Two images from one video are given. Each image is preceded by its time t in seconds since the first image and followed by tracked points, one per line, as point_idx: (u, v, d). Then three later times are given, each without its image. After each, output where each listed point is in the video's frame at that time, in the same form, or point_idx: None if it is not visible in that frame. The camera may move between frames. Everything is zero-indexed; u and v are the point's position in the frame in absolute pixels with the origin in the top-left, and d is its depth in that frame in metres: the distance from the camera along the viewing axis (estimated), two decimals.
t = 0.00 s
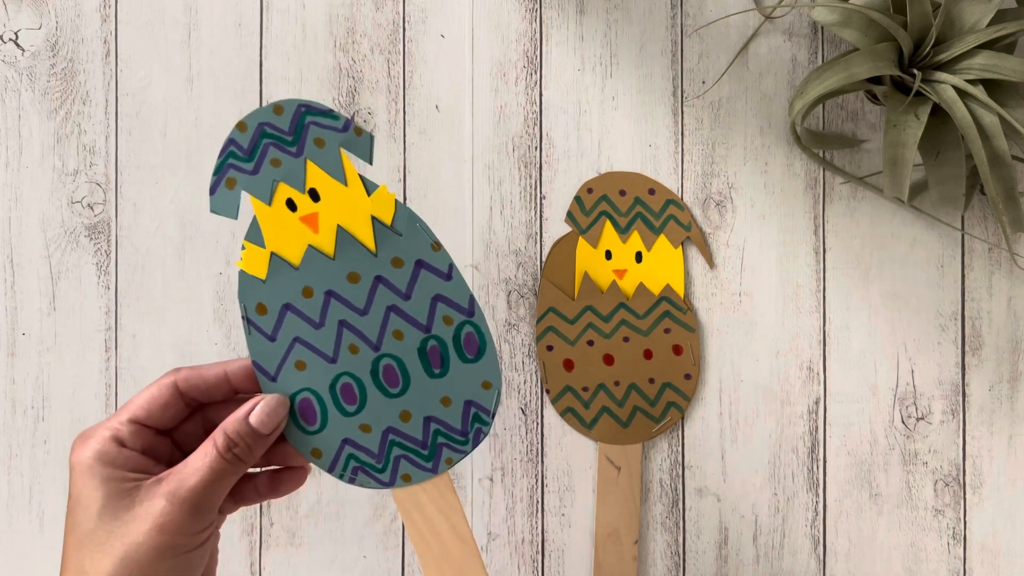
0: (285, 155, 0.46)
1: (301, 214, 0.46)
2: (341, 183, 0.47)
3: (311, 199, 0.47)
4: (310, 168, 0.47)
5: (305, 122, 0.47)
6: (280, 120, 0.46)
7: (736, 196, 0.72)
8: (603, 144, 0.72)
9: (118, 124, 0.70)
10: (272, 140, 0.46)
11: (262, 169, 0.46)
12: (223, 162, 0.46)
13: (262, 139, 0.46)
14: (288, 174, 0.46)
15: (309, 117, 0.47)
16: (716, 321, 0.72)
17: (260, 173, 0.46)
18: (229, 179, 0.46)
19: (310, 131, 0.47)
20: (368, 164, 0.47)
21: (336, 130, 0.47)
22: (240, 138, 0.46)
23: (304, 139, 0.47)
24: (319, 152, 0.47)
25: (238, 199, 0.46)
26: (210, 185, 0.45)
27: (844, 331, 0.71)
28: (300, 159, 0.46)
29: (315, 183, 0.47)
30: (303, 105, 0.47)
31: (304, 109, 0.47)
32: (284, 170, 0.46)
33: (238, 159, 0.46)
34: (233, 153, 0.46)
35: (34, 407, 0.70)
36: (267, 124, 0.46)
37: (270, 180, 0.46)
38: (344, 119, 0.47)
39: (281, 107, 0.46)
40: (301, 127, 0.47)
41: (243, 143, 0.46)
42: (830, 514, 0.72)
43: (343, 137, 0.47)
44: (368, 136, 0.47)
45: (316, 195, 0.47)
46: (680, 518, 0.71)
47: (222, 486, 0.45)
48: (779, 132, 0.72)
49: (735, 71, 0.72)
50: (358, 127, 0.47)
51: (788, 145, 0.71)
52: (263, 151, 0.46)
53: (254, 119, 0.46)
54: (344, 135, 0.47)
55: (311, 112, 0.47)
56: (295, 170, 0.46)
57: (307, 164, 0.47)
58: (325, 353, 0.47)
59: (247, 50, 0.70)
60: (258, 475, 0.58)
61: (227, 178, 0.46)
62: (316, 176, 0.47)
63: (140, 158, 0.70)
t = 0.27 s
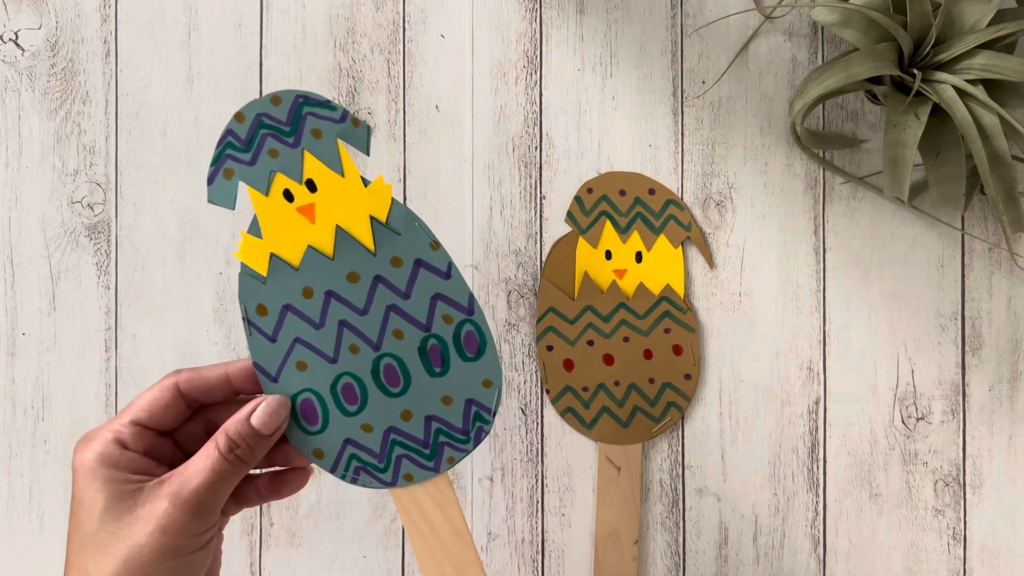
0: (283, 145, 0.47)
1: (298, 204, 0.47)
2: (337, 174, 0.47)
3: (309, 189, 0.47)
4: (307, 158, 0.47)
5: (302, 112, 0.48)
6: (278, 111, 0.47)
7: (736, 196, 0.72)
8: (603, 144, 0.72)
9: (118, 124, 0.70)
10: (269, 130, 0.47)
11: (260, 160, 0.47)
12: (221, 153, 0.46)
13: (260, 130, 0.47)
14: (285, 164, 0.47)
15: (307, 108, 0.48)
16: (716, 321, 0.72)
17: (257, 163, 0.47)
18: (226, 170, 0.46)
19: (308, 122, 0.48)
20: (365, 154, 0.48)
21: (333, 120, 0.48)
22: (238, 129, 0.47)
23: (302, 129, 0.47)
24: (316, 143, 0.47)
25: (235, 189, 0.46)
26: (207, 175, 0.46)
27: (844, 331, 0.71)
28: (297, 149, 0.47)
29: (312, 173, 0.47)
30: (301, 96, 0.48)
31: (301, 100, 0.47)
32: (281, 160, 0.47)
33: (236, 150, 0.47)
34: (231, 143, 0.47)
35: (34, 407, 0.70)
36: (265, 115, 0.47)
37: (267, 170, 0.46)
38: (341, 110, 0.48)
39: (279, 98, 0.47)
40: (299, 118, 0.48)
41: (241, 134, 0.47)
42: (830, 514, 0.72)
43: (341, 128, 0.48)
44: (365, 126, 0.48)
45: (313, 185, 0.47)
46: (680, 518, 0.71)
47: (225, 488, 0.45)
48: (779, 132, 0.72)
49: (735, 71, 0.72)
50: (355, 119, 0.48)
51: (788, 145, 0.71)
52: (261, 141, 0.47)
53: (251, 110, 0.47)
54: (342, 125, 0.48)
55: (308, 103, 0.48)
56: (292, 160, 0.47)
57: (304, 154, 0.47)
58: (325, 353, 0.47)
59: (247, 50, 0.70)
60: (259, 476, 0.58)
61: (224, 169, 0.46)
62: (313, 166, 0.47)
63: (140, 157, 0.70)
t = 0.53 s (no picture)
0: (278, 175, 0.47)
1: (295, 233, 0.47)
2: (333, 203, 0.47)
3: (305, 219, 0.47)
4: (303, 189, 0.47)
5: (297, 141, 0.47)
6: (272, 141, 0.47)
7: (736, 196, 0.72)
8: (603, 144, 0.72)
9: (118, 124, 0.70)
10: (264, 161, 0.47)
11: (255, 191, 0.47)
12: (217, 185, 0.47)
13: (255, 160, 0.47)
14: (281, 195, 0.47)
15: (302, 137, 0.48)
16: (715, 321, 0.72)
17: (254, 194, 0.47)
18: (222, 201, 0.47)
19: (302, 151, 0.48)
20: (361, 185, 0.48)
21: (327, 149, 0.48)
22: (232, 160, 0.47)
23: (296, 158, 0.48)
24: (312, 173, 0.47)
25: (231, 220, 0.47)
26: (204, 208, 0.46)
27: (844, 331, 0.71)
28: (293, 179, 0.47)
29: (307, 202, 0.47)
30: (295, 125, 0.47)
31: (295, 129, 0.47)
32: (277, 191, 0.47)
33: (231, 180, 0.47)
34: (225, 175, 0.47)
35: (34, 407, 0.70)
36: (259, 146, 0.47)
37: (264, 202, 0.47)
38: (335, 138, 0.48)
39: (273, 128, 0.47)
40: (293, 147, 0.48)
41: (236, 164, 0.47)
42: (830, 514, 0.72)
43: (335, 156, 0.48)
44: (359, 154, 0.48)
45: (309, 214, 0.47)
46: (680, 518, 0.71)
47: (208, 476, 0.45)
48: (779, 132, 0.72)
49: (735, 71, 0.72)
50: (349, 146, 0.48)
51: (788, 145, 0.71)
52: (256, 172, 0.47)
53: (245, 140, 0.47)
54: (336, 154, 0.48)
55: (302, 132, 0.48)
56: (288, 190, 0.47)
57: (299, 183, 0.47)
58: (304, 339, 0.48)
59: (247, 51, 0.70)
60: (245, 464, 0.58)
61: (221, 200, 0.47)
62: (309, 196, 0.47)
63: (141, 158, 0.70)
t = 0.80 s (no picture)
0: (281, 156, 0.47)
1: (298, 216, 0.47)
2: (337, 184, 0.47)
3: (309, 201, 0.47)
4: (306, 170, 0.47)
5: (301, 123, 0.48)
6: (277, 122, 0.48)
7: (736, 196, 0.72)
8: (603, 144, 0.72)
9: (118, 124, 0.70)
10: (268, 142, 0.47)
11: (258, 171, 0.47)
12: (220, 166, 0.47)
13: (259, 141, 0.47)
14: (284, 176, 0.47)
15: (306, 118, 0.48)
16: (715, 320, 0.72)
17: (256, 175, 0.47)
18: (225, 181, 0.47)
19: (306, 132, 0.48)
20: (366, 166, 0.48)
21: (332, 131, 0.48)
22: (236, 141, 0.47)
23: (300, 140, 0.47)
24: (315, 153, 0.47)
25: (234, 200, 0.47)
26: (207, 188, 0.47)
27: (844, 331, 0.71)
28: (296, 160, 0.47)
29: (311, 184, 0.47)
30: (299, 107, 0.48)
31: (300, 111, 0.48)
32: (280, 171, 0.47)
33: (234, 161, 0.47)
34: (229, 155, 0.47)
35: (34, 407, 0.70)
36: (263, 126, 0.47)
37: (267, 182, 0.47)
38: (340, 121, 0.48)
39: (277, 109, 0.48)
40: (298, 129, 0.48)
41: (239, 146, 0.47)
42: (830, 514, 0.72)
43: (340, 138, 0.48)
44: (365, 137, 0.48)
45: (313, 197, 0.47)
46: (680, 518, 0.71)
47: (219, 479, 0.45)
48: (779, 132, 0.72)
49: (735, 71, 0.72)
50: (354, 128, 0.48)
51: (788, 145, 0.71)
52: (260, 152, 0.47)
53: (250, 122, 0.47)
54: (340, 135, 0.48)
55: (307, 114, 0.48)
56: (291, 171, 0.47)
57: (303, 164, 0.47)
58: (321, 346, 0.47)
59: (247, 50, 0.70)
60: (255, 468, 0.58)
61: (223, 181, 0.47)
62: (313, 177, 0.47)
63: (140, 157, 0.70)
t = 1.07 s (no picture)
0: (266, 117, 0.45)
1: (283, 178, 0.45)
2: (323, 146, 0.46)
3: (294, 163, 0.45)
4: (291, 131, 0.46)
5: (286, 82, 0.46)
6: (261, 81, 0.45)
7: (736, 196, 0.72)
8: (603, 144, 0.72)
9: (118, 124, 0.70)
10: (252, 102, 0.45)
11: (243, 133, 0.45)
12: (203, 126, 0.45)
13: (243, 101, 0.45)
14: (269, 137, 0.45)
15: (291, 78, 0.46)
16: (716, 321, 0.72)
17: (241, 136, 0.45)
18: (209, 143, 0.45)
19: (291, 92, 0.46)
20: (352, 126, 0.46)
21: (318, 91, 0.46)
22: (220, 100, 0.45)
23: (285, 99, 0.46)
24: (301, 114, 0.46)
25: (218, 163, 0.45)
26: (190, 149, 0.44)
27: (844, 331, 0.71)
28: (281, 121, 0.45)
29: (297, 146, 0.45)
30: (284, 66, 0.45)
31: (284, 69, 0.45)
32: (265, 133, 0.45)
33: (218, 122, 0.45)
34: (213, 116, 0.45)
35: (34, 407, 0.70)
36: (248, 86, 0.45)
37: (251, 144, 0.45)
38: (325, 80, 0.46)
39: (262, 67, 0.45)
40: (283, 88, 0.46)
41: (223, 105, 0.45)
42: (830, 514, 0.72)
43: (326, 98, 0.46)
44: (351, 97, 0.47)
45: (298, 158, 0.45)
46: (680, 518, 0.71)
47: (223, 484, 0.45)
48: (780, 132, 0.72)
49: (735, 71, 0.72)
50: (340, 88, 0.46)
51: (788, 145, 0.71)
52: (244, 113, 0.45)
53: (233, 80, 0.45)
54: (326, 95, 0.46)
55: (292, 72, 0.46)
56: (276, 133, 0.45)
57: (288, 125, 0.45)
58: (326, 351, 0.47)
59: (248, 50, 0.70)
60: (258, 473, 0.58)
61: (207, 142, 0.45)
62: (298, 139, 0.46)
63: (140, 157, 0.70)
